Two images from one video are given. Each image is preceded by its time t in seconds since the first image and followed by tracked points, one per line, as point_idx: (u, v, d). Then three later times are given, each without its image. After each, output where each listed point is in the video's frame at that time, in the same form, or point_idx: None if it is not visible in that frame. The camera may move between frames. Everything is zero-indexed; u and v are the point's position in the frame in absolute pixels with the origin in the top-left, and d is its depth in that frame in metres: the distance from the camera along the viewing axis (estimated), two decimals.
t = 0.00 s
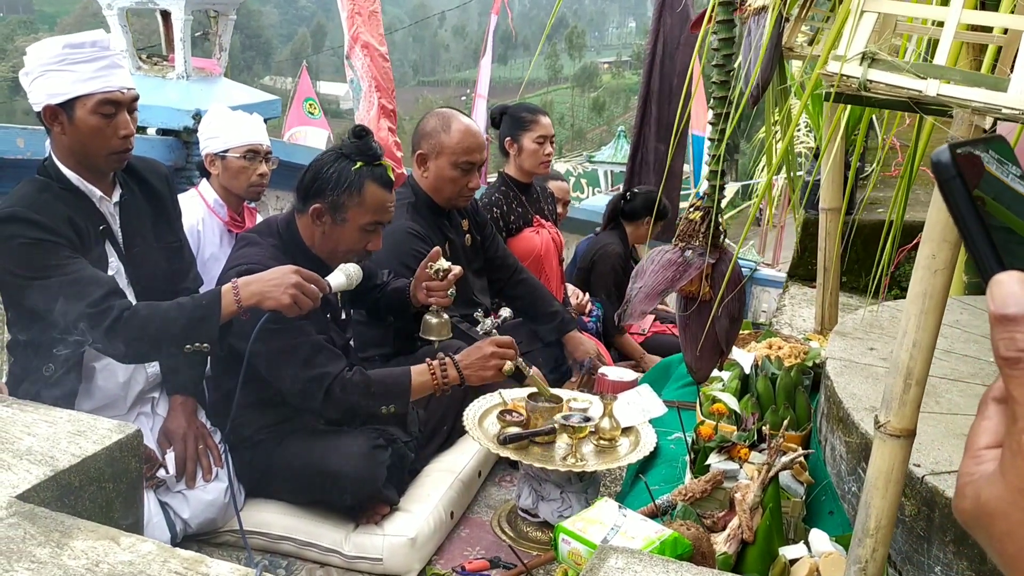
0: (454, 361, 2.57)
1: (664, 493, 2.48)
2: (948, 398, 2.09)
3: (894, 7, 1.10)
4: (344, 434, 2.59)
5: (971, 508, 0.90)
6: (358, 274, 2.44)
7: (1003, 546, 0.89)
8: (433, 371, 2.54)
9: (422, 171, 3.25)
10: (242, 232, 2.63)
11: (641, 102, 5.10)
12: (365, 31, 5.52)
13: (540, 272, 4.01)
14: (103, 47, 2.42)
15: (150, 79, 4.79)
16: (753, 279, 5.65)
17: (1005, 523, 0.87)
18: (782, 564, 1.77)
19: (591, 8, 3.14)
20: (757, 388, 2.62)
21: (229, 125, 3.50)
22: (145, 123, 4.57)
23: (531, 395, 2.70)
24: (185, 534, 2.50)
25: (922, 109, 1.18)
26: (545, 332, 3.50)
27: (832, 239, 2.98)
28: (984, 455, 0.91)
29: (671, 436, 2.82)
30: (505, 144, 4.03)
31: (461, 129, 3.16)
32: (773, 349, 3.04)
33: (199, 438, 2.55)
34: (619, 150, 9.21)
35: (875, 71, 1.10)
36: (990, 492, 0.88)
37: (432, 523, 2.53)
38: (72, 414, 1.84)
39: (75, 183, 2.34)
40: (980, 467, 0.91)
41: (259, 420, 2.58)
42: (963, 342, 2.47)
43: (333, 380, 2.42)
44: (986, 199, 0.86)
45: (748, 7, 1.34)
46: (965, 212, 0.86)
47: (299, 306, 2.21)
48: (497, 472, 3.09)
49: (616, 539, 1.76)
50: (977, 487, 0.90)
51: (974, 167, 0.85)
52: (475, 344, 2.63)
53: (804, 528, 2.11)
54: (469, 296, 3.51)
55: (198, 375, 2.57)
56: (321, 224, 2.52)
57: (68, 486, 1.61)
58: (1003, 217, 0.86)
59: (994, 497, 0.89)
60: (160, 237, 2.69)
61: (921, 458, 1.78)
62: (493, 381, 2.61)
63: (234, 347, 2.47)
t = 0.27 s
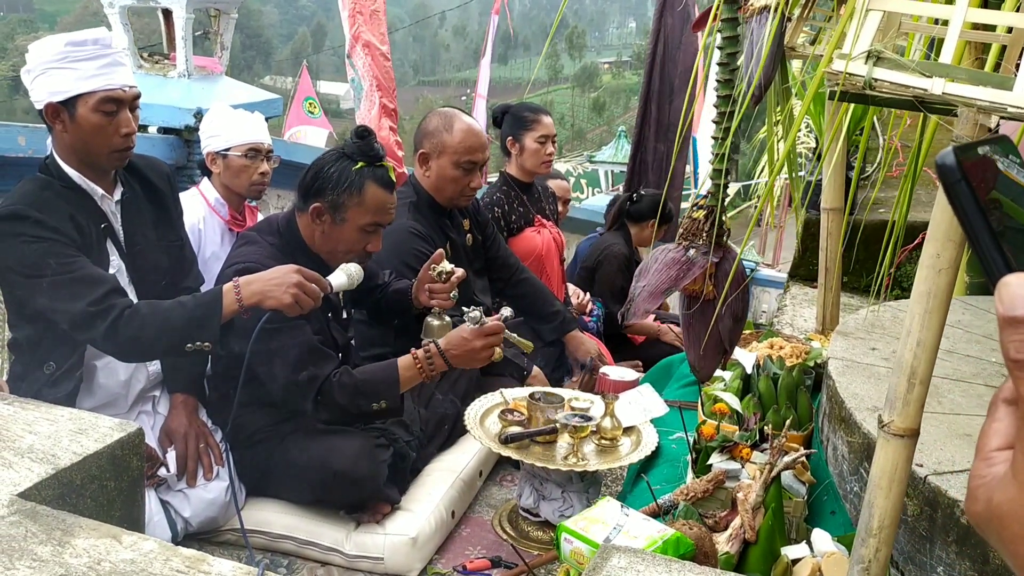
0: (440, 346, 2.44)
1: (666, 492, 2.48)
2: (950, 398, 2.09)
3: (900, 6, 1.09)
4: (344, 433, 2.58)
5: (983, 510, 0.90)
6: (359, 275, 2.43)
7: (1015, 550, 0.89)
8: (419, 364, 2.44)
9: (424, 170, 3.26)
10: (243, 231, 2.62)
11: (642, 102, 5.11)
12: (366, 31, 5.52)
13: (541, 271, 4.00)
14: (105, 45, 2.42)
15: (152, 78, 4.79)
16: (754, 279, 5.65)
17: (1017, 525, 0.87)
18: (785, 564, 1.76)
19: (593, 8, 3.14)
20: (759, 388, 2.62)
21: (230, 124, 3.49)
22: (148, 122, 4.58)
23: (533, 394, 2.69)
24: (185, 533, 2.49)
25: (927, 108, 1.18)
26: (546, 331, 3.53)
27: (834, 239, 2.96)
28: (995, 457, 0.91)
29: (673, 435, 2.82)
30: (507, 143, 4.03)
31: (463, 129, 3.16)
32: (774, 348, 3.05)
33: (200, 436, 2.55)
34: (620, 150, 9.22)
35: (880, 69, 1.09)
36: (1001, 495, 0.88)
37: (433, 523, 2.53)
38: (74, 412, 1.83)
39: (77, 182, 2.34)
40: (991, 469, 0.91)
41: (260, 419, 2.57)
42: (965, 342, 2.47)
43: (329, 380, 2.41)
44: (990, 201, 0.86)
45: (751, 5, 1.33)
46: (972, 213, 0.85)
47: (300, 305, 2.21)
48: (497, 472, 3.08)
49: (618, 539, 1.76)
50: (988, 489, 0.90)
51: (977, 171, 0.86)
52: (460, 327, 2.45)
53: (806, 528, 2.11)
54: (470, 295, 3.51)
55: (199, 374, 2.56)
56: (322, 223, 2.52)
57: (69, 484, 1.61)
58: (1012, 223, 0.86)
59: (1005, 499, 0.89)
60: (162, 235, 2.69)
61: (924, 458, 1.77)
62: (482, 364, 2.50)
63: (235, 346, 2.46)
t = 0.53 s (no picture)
0: (409, 358, 2.39)
1: (668, 492, 2.48)
2: (953, 399, 2.09)
3: (907, 4, 1.09)
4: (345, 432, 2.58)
5: (998, 507, 0.91)
6: (360, 276, 2.42)
7: None
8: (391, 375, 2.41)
9: (426, 169, 3.26)
10: (245, 229, 2.62)
11: (643, 102, 5.10)
12: (368, 30, 5.51)
13: (543, 271, 3.99)
14: (107, 42, 2.41)
15: (153, 76, 4.79)
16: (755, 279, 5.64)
17: None
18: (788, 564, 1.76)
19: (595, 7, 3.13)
20: (761, 388, 2.62)
21: (232, 122, 3.49)
22: (149, 120, 4.59)
23: (534, 393, 2.69)
24: (187, 531, 2.49)
25: (933, 107, 1.18)
26: (548, 330, 3.52)
27: (837, 239, 2.95)
28: (1010, 454, 0.92)
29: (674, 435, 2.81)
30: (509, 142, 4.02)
31: (465, 128, 3.16)
32: (777, 349, 3.05)
33: (201, 435, 2.55)
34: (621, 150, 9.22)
35: (886, 67, 1.09)
36: (1016, 492, 0.89)
37: (434, 522, 2.52)
38: (75, 410, 1.83)
39: (78, 179, 2.34)
40: (1006, 466, 0.92)
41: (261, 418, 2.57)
42: (968, 343, 2.46)
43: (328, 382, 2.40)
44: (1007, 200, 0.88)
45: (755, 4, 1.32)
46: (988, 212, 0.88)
47: (300, 305, 2.21)
48: (499, 471, 3.08)
49: (621, 538, 1.75)
50: (1003, 486, 0.91)
51: (995, 171, 0.89)
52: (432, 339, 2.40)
53: (807, 528, 2.11)
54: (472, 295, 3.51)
55: (200, 372, 2.56)
56: (322, 221, 2.52)
57: (71, 482, 1.61)
58: None
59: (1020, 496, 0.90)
60: (163, 233, 2.68)
61: (927, 459, 1.77)
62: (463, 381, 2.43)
63: (236, 344, 2.46)
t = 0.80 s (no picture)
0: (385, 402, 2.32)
1: (670, 493, 2.48)
2: (955, 400, 2.08)
3: (911, 4, 1.08)
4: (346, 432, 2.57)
5: (1008, 510, 0.91)
6: (360, 276, 2.42)
7: None
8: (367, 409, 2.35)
9: (427, 169, 3.26)
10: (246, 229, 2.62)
11: (643, 103, 5.10)
12: (369, 30, 5.50)
13: (544, 271, 3.98)
14: (109, 41, 2.41)
15: (155, 76, 4.79)
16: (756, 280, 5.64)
17: None
18: (790, 565, 1.75)
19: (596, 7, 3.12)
20: (762, 389, 2.60)
21: (233, 122, 3.49)
22: (149, 120, 4.59)
23: (535, 394, 2.68)
24: (188, 532, 2.49)
25: (937, 108, 1.17)
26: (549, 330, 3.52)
27: (838, 240, 2.95)
28: (1019, 456, 0.91)
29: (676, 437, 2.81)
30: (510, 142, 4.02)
31: (467, 128, 3.15)
32: (778, 349, 3.06)
33: (202, 435, 2.54)
34: (622, 150, 9.22)
35: (890, 69, 1.09)
36: None
37: (436, 522, 2.52)
38: (76, 410, 1.83)
39: (79, 179, 2.33)
40: (1014, 468, 0.91)
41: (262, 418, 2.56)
42: (969, 344, 2.46)
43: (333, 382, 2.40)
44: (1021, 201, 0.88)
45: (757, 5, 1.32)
46: (999, 215, 0.88)
47: (300, 306, 2.20)
48: (499, 471, 3.08)
49: (623, 539, 1.75)
50: (1013, 488, 0.91)
51: (1010, 170, 0.88)
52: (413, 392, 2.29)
53: (809, 531, 2.09)
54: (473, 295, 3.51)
55: (201, 372, 2.56)
56: (323, 220, 2.51)
57: (72, 482, 1.60)
58: None
59: None
60: (164, 233, 2.68)
61: (930, 460, 1.77)
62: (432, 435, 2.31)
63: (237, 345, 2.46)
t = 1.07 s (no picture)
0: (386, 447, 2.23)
1: (671, 493, 2.48)
2: (956, 400, 2.08)
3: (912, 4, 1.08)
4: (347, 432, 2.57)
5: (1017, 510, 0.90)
6: (361, 277, 2.42)
7: None
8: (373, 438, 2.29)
9: (427, 169, 3.25)
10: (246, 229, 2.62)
11: (643, 103, 5.10)
12: (370, 29, 5.49)
13: (545, 270, 3.98)
14: (110, 41, 2.40)
15: (155, 75, 4.79)
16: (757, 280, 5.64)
17: None
18: (791, 565, 1.75)
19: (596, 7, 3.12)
20: (763, 389, 2.60)
21: (234, 121, 3.49)
22: (149, 119, 4.58)
23: (535, 393, 2.68)
24: (188, 532, 2.49)
25: (939, 107, 1.17)
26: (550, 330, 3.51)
27: (839, 240, 2.95)
28: None
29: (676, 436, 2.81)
30: (510, 142, 4.02)
31: (467, 127, 3.15)
32: (779, 349, 3.06)
33: (203, 435, 2.54)
34: (621, 150, 9.22)
35: (893, 67, 1.08)
36: None
37: (436, 522, 2.52)
38: (77, 410, 1.82)
39: (80, 178, 2.33)
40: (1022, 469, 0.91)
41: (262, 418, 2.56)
42: (970, 343, 2.46)
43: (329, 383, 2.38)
44: None
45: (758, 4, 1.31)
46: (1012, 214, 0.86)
47: (301, 307, 2.20)
48: (500, 471, 3.07)
49: (624, 539, 1.75)
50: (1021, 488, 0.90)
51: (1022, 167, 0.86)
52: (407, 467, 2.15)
53: (811, 531, 2.08)
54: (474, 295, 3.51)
55: (201, 372, 2.55)
56: (324, 220, 2.51)
57: (72, 482, 1.60)
58: None
59: None
60: (165, 233, 2.68)
61: (931, 460, 1.77)
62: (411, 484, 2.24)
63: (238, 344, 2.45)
